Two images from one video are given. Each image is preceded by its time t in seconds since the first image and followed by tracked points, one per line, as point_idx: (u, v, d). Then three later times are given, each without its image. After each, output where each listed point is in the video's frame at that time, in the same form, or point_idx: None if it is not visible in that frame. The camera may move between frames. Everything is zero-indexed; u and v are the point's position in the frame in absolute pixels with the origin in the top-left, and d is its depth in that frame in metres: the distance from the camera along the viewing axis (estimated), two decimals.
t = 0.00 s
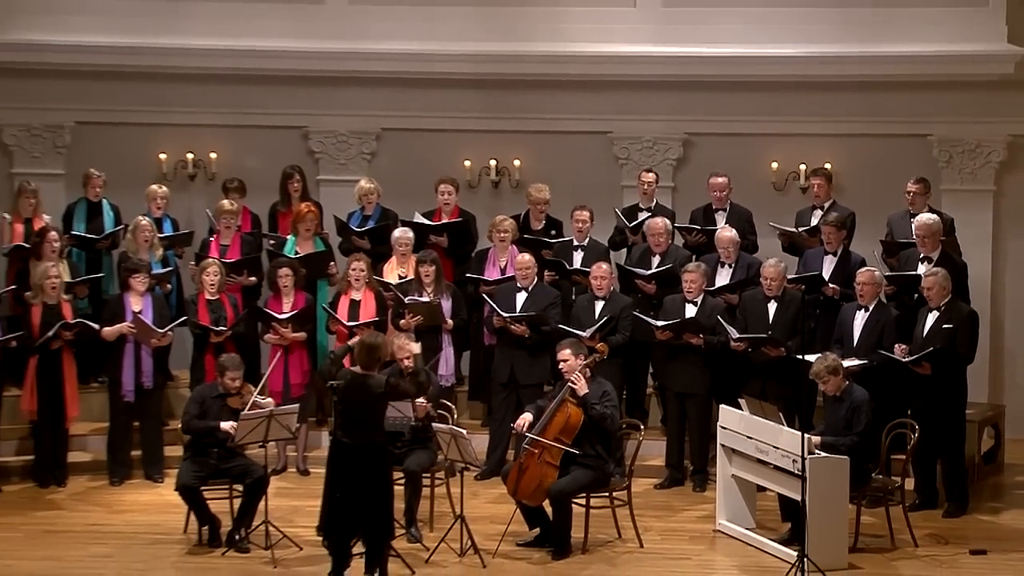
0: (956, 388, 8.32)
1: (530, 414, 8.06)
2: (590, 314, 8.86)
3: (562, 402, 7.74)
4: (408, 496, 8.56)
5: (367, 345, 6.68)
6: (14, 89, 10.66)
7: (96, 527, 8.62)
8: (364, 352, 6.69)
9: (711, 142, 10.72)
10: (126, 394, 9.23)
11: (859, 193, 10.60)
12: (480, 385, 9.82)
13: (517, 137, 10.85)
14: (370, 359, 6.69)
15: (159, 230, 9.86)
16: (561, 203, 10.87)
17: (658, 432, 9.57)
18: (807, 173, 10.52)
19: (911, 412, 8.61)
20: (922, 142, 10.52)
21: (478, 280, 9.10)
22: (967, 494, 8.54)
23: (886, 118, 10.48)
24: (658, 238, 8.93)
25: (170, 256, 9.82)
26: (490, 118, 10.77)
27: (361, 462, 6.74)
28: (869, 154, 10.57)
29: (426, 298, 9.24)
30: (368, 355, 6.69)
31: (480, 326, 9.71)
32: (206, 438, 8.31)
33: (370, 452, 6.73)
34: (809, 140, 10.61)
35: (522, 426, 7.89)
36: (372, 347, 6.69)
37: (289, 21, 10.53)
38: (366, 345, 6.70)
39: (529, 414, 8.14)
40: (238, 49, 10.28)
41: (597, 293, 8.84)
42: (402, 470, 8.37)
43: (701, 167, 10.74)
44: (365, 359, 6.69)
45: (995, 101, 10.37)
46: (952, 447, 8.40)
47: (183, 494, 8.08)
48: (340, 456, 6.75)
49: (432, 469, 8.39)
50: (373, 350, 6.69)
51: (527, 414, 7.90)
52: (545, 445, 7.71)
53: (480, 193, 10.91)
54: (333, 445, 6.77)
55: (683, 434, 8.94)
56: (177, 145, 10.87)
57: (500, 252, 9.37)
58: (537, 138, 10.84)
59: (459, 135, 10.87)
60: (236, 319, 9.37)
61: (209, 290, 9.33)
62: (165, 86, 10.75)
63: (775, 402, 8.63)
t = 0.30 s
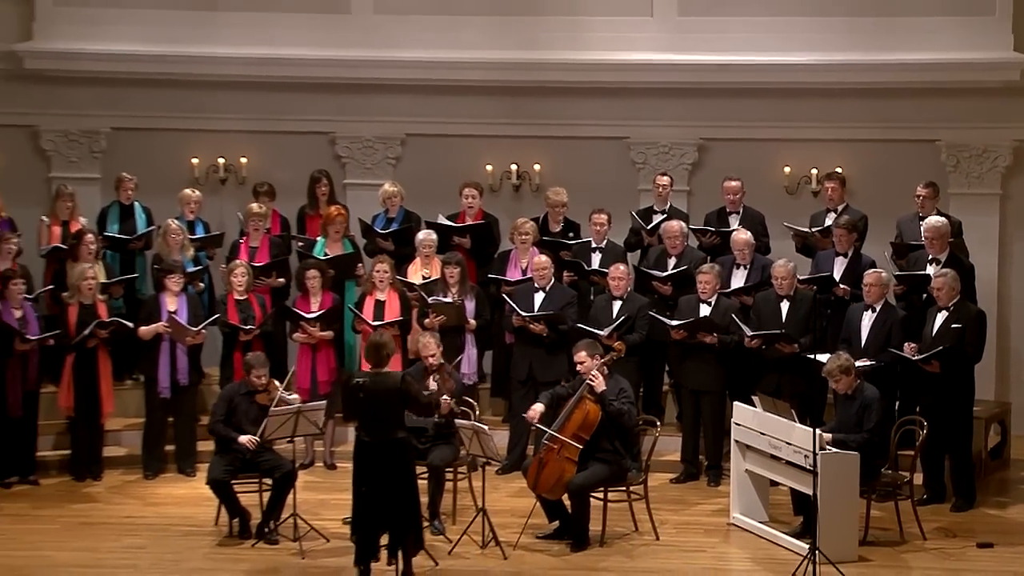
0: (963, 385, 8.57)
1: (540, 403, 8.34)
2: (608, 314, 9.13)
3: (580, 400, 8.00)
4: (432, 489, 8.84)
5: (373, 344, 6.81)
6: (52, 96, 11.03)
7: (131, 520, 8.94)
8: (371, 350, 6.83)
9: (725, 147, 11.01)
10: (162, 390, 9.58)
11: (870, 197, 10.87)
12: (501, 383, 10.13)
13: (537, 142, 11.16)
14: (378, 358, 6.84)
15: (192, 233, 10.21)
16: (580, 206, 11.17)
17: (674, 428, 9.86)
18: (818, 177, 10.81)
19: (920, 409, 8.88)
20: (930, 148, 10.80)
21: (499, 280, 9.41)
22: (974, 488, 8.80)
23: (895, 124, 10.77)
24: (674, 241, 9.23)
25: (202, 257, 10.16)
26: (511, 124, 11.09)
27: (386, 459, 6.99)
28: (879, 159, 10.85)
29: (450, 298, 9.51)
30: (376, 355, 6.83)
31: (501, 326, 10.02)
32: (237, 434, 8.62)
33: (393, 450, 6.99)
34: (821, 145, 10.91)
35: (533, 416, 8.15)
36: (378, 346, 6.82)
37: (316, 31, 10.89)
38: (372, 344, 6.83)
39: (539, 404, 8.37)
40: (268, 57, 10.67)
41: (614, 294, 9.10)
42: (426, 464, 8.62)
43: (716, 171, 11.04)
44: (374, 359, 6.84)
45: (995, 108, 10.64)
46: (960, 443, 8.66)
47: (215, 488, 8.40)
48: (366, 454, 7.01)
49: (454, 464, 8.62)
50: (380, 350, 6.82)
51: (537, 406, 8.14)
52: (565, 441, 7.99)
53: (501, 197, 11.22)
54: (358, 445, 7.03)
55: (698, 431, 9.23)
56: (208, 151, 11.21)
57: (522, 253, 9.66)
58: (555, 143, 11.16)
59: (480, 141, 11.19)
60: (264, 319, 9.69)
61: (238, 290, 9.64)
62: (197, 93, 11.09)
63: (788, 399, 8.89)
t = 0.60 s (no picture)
0: (968, 383, 8.83)
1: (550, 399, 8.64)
2: (622, 313, 9.41)
3: (594, 396, 8.26)
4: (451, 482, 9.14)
5: (380, 341, 7.14)
6: (86, 102, 11.40)
7: (160, 511, 9.26)
8: (379, 347, 7.15)
9: (736, 151, 11.32)
10: (192, 386, 9.92)
11: (877, 200, 11.16)
12: (518, 380, 10.44)
13: (553, 146, 11.48)
14: (385, 354, 7.16)
15: (219, 235, 10.54)
16: (594, 210, 11.48)
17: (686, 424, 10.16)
18: (826, 181, 11.11)
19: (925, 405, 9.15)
20: (936, 152, 11.09)
21: (516, 280, 9.74)
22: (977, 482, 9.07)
23: (901, 129, 11.06)
24: (688, 243, 9.52)
25: (229, 259, 10.50)
26: (527, 129, 11.41)
27: (404, 454, 7.21)
28: (885, 163, 11.15)
29: (470, 298, 9.87)
30: (383, 351, 7.15)
31: (518, 325, 10.32)
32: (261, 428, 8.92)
33: (411, 444, 7.22)
34: (829, 150, 11.21)
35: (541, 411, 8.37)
36: (386, 343, 7.15)
37: (340, 39, 11.23)
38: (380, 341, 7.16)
39: (547, 400, 8.68)
40: (293, 64, 11.01)
41: (628, 293, 9.38)
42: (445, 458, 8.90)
43: (727, 175, 11.35)
44: (381, 355, 7.16)
45: (995, 113, 10.91)
46: (965, 439, 8.92)
47: (241, 481, 8.73)
48: (385, 448, 7.22)
49: (473, 458, 8.89)
50: (387, 346, 7.15)
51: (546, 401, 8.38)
52: (580, 436, 8.25)
53: (519, 200, 11.54)
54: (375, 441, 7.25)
55: (709, 426, 9.51)
56: (235, 155, 11.55)
57: (538, 254, 9.96)
58: (571, 147, 11.47)
59: (498, 145, 11.51)
60: (289, 317, 9.98)
61: (263, 290, 9.95)
62: (224, 100, 11.44)
63: (797, 395, 9.16)
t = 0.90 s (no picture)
0: (974, 381, 9.10)
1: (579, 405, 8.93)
2: (636, 313, 9.70)
3: (608, 393, 8.56)
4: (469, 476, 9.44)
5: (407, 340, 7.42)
6: (117, 108, 11.76)
7: (189, 504, 9.59)
8: (407, 347, 7.43)
9: (747, 155, 11.63)
10: (219, 383, 10.25)
11: (884, 203, 11.44)
12: (534, 377, 10.75)
13: (569, 151, 11.80)
14: (412, 354, 7.44)
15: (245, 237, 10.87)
16: (609, 212, 11.80)
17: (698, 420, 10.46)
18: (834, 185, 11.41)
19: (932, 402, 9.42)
20: (941, 156, 11.38)
21: (532, 281, 10.05)
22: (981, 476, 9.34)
23: (908, 134, 11.36)
24: (701, 245, 9.78)
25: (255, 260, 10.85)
26: (544, 134, 11.73)
27: (421, 447, 7.47)
28: (892, 167, 11.45)
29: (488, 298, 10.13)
30: (410, 350, 7.43)
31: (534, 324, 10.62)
32: (286, 424, 9.22)
33: (426, 440, 7.48)
34: (837, 153, 11.51)
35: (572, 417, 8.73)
36: (414, 343, 7.42)
37: (363, 47, 11.57)
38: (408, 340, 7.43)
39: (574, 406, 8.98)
40: (318, 71, 11.34)
41: (641, 294, 9.68)
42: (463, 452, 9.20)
43: (738, 179, 11.66)
44: (408, 354, 7.44)
45: (995, 119, 11.22)
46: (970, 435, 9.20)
47: (268, 473, 9.02)
48: (401, 443, 7.48)
49: (490, 453, 9.18)
50: (414, 346, 7.44)
51: (576, 406, 8.76)
52: (596, 430, 8.54)
53: (536, 203, 11.86)
54: (392, 436, 7.51)
55: (720, 422, 9.80)
56: (259, 160, 11.90)
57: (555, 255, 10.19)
58: (587, 152, 11.79)
59: (515, 150, 11.83)
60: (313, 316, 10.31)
61: (288, 290, 10.26)
62: (251, 106, 11.79)
63: (805, 392, 9.44)
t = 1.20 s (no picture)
0: (975, 379, 9.39)
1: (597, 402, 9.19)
2: (647, 312, 9.99)
3: (621, 390, 8.84)
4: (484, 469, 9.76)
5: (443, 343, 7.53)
6: (145, 114, 12.13)
7: (215, 497, 9.92)
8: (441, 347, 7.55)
9: (756, 159, 11.94)
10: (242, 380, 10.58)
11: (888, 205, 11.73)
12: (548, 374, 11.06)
13: (582, 155, 12.12)
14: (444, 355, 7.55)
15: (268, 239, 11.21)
16: (620, 214, 12.12)
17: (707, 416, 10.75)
18: (840, 188, 11.71)
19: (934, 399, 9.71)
20: (944, 159, 11.66)
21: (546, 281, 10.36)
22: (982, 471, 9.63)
23: (912, 138, 11.64)
24: (709, 247, 10.05)
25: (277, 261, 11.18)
26: (558, 138, 12.05)
27: (439, 441, 7.76)
28: (896, 170, 11.73)
29: (502, 298, 10.43)
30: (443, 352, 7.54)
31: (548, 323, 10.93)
32: (309, 420, 9.53)
33: (442, 434, 7.76)
34: (843, 157, 11.81)
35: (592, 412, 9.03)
36: (448, 344, 7.53)
37: (382, 54, 11.91)
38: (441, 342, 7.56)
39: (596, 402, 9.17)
40: (339, 78, 11.68)
41: (652, 294, 9.98)
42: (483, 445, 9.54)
43: (747, 182, 11.96)
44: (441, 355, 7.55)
45: (997, 124, 11.48)
46: (971, 431, 9.48)
47: (291, 467, 9.33)
48: (418, 436, 7.76)
49: (507, 447, 9.50)
50: (447, 347, 7.53)
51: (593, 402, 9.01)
52: (609, 423, 8.84)
53: (550, 206, 12.18)
54: (410, 429, 7.80)
55: (728, 418, 10.10)
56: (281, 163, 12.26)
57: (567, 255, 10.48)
58: (600, 156, 12.11)
59: (530, 154, 12.16)
60: (334, 316, 10.64)
61: (310, 290, 10.60)
62: (274, 111, 12.14)
63: (811, 388, 9.74)
